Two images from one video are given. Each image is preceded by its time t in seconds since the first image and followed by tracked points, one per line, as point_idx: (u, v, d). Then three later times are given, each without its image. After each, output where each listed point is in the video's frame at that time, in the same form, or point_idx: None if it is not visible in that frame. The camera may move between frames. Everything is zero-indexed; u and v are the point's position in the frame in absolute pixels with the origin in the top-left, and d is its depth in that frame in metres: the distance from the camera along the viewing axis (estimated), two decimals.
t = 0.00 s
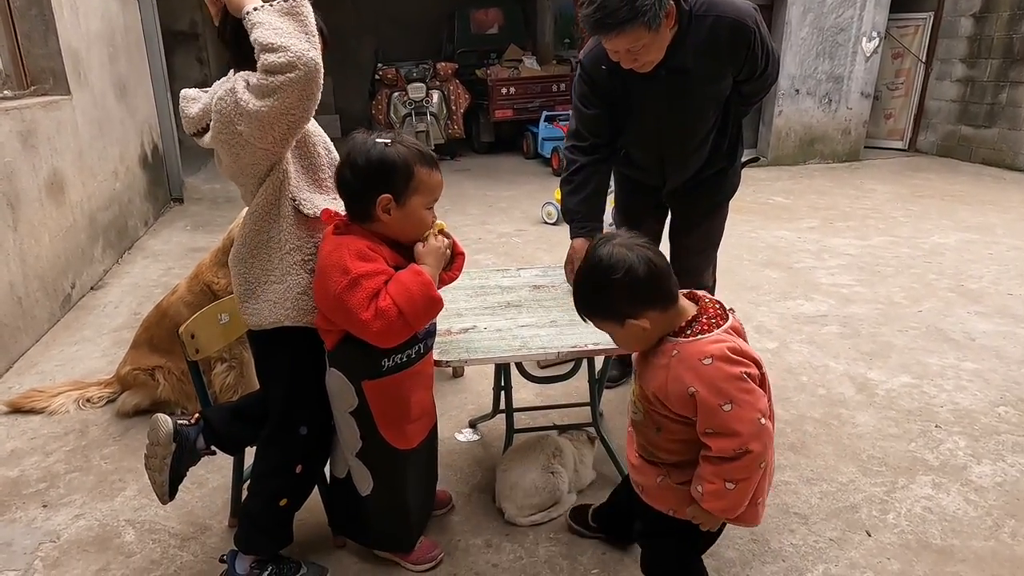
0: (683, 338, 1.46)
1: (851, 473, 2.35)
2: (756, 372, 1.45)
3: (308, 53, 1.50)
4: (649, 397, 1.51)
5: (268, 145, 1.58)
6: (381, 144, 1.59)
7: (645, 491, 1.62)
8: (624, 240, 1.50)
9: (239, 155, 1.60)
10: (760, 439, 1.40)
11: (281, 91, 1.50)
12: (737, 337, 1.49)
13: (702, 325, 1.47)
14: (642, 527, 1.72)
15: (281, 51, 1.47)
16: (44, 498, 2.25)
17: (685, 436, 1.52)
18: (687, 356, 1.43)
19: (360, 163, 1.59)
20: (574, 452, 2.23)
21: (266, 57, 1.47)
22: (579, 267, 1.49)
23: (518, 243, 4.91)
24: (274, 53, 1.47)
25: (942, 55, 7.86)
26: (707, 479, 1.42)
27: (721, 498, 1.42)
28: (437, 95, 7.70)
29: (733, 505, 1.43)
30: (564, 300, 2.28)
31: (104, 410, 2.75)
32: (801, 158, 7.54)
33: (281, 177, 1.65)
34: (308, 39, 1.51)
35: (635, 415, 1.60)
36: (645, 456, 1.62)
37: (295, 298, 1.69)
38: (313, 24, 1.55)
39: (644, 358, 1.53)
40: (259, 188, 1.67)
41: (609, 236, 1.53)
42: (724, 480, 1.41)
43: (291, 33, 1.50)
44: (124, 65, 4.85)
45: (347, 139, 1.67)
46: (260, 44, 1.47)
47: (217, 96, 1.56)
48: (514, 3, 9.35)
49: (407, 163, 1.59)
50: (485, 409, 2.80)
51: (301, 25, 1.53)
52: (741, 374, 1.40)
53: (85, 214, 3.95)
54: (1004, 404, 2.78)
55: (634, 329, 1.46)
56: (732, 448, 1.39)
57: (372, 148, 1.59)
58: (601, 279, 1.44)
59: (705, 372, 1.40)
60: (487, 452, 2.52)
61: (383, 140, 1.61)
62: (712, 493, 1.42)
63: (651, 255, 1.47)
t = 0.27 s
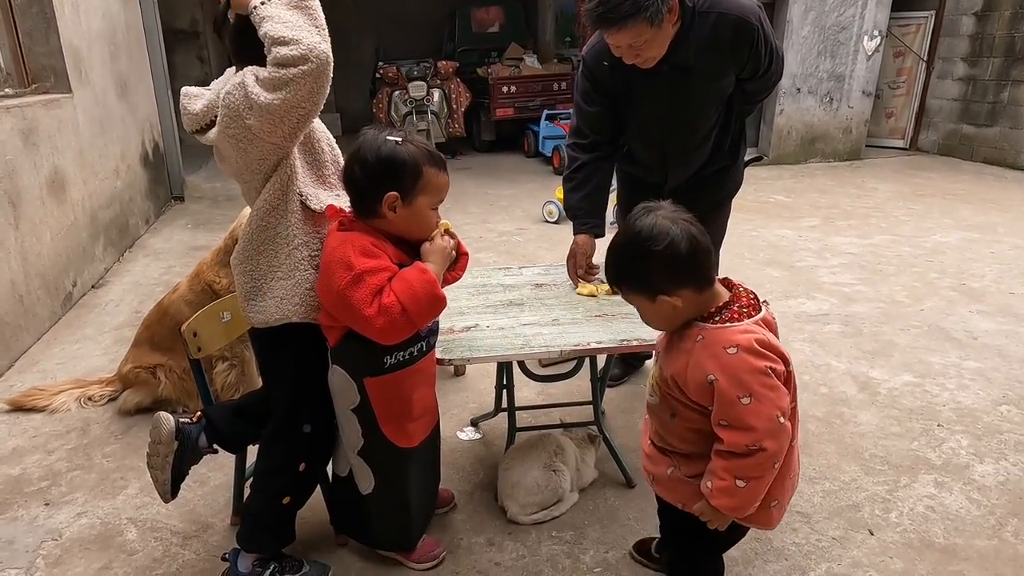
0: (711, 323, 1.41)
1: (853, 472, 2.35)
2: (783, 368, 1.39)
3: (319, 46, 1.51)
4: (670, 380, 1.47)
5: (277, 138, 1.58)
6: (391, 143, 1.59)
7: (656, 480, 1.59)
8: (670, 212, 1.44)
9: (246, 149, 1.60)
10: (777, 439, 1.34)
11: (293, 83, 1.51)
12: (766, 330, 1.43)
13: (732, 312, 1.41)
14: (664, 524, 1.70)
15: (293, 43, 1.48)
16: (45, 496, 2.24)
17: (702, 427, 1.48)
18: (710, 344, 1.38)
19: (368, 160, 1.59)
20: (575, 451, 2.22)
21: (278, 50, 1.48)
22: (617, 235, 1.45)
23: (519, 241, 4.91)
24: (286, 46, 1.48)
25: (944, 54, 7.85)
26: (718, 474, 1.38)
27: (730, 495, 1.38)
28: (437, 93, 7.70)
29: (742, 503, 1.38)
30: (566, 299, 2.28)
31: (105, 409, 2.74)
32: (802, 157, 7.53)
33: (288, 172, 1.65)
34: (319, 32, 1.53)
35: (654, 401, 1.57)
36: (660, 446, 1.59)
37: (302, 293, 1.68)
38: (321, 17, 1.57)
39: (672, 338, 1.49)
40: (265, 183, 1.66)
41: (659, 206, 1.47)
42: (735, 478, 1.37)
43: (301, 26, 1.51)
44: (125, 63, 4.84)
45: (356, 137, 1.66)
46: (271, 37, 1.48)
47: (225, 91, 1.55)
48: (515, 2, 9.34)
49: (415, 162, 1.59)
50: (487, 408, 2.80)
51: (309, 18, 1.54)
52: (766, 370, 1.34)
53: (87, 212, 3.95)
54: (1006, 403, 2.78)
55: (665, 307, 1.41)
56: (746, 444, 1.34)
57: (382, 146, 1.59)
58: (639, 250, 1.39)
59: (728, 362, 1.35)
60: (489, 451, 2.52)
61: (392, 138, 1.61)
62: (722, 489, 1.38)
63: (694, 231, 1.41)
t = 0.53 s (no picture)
0: (725, 312, 1.38)
1: (853, 471, 2.35)
2: (793, 362, 1.37)
3: (321, 40, 1.52)
4: (678, 367, 1.44)
5: (282, 133, 1.58)
6: (392, 142, 1.59)
7: (655, 470, 1.56)
8: (708, 196, 1.41)
9: (251, 147, 1.60)
10: (780, 430, 1.32)
11: (298, 79, 1.51)
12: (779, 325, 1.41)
13: (748, 303, 1.38)
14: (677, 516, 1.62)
15: (295, 39, 1.49)
16: (46, 496, 2.24)
17: (706, 416, 1.45)
18: (722, 332, 1.36)
19: (372, 159, 1.58)
20: (575, 451, 2.22)
21: (280, 47, 1.48)
22: (645, 213, 1.42)
23: (519, 241, 4.91)
24: (288, 43, 1.49)
25: (944, 53, 7.85)
26: (719, 464, 1.36)
27: (730, 485, 1.35)
28: (437, 93, 7.70)
29: (741, 494, 1.36)
30: (566, 298, 2.28)
31: (106, 408, 2.74)
32: (803, 157, 7.54)
33: (293, 169, 1.65)
34: (319, 26, 1.54)
35: (658, 388, 1.54)
36: (663, 439, 1.55)
37: (307, 291, 1.69)
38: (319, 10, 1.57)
39: (685, 323, 1.47)
40: (269, 180, 1.66)
41: (693, 188, 1.43)
42: (735, 468, 1.34)
43: (301, 21, 1.52)
44: (125, 63, 4.84)
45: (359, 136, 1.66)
46: (273, 35, 1.48)
47: (229, 90, 1.55)
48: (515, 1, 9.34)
49: (418, 162, 1.59)
50: (487, 407, 2.80)
51: (308, 12, 1.55)
52: (775, 361, 1.32)
53: (87, 212, 3.95)
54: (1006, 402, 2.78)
55: (686, 288, 1.38)
56: (749, 433, 1.32)
57: (386, 144, 1.58)
58: (671, 227, 1.35)
59: (740, 350, 1.32)
60: (489, 450, 2.52)
61: (396, 137, 1.61)
62: (722, 478, 1.35)
63: (724, 217, 1.38)
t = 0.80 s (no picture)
0: (736, 299, 1.39)
1: (851, 472, 2.35)
2: (803, 345, 1.38)
3: (311, 50, 1.52)
4: (690, 355, 1.44)
5: (275, 140, 1.59)
6: (387, 145, 1.60)
7: (669, 464, 1.55)
8: (745, 193, 1.40)
9: (245, 153, 1.61)
10: (797, 411, 1.33)
11: (289, 89, 1.52)
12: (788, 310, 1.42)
13: (757, 289, 1.39)
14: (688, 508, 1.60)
15: (284, 51, 1.49)
16: (44, 498, 2.24)
17: (720, 404, 1.45)
18: (735, 317, 1.37)
19: (366, 163, 1.59)
20: (573, 452, 2.23)
21: (271, 58, 1.49)
22: (676, 191, 1.43)
23: (518, 242, 4.91)
24: (278, 54, 1.49)
25: (941, 55, 7.86)
26: (738, 450, 1.36)
27: (751, 471, 1.35)
28: (436, 95, 7.70)
29: (763, 479, 1.36)
30: (564, 299, 2.28)
31: (104, 410, 2.74)
32: (801, 158, 7.55)
33: (288, 174, 1.65)
34: (309, 36, 1.53)
35: (669, 379, 1.54)
36: (673, 431, 1.54)
37: (303, 295, 1.69)
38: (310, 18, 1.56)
39: (695, 311, 1.48)
40: (264, 185, 1.67)
41: (733, 179, 1.43)
42: (756, 452, 1.34)
43: (290, 31, 1.51)
44: (124, 65, 4.85)
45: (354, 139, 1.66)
46: (263, 46, 1.49)
47: (221, 97, 1.56)
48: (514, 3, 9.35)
49: (413, 165, 1.59)
50: (486, 408, 2.80)
51: (299, 20, 1.53)
52: (787, 343, 1.33)
53: (85, 214, 3.95)
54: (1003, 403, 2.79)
55: (692, 268, 1.40)
56: (767, 415, 1.32)
57: (380, 148, 1.59)
58: (696, 209, 1.37)
59: (754, 333, 1.33)
60: (488, 452, 2.52)
61: (390, 141, 1.61)
62: (743, 465, 1.35)
63: (752, 214, 1.38)
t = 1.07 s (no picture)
0: (736, 294, 1.40)
1: (849, 474, 2.36)
2: (797, 341, 1.39)
3: (314, 81, 1.52)
4: (687, 346, 1.45)
5: (269, 151, 1.59)
6: (379, 153, 1.59)
7: (661, 453, 1.56)
8: (767, 191, 1.41)
9: (240, 163, 1.61)
10: (782, 405, 1.33)
11: (291, 116, 1.53)
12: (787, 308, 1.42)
13: (756, 287, 1.40)
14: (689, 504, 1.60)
15: (288, 79, 1.49)
16: (43, 500, 2.24)
17: (712, 396, 1.46)
18: (731, 309, 1.38)
19: (361, 168, 1.59)
20: (571, 454, 2.24)
21: (274, 84, 1.49)
22: (702, 179, 1.43)
23: (516, 244, 4.92)
24: (281, 81, 1.49)
25: (938, 57, 7.89)
26: (724, 440, 1.37)
27: (734, 461, 1.36)
28: (434, 97, 7.71)
29: (745, 470, 1.37)
30: (563, 301, 2.28)
31: (104, 412, 2.75)
32: (799, 160, 7.56)
33: (281, 181, 1.65)
34: (314, 66, 1.53)
35: (668, 370, 1.55)
36: (666, 419, 1.56)
37: (299, 300, 1.70)
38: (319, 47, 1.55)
39: (696, 303, 1.49)
40: (260, 192, 1.68)
41: (758, 177, 1.43)
42: (740, 443, 1.35)
43: (295, 58, 1.51)
44: (123, 67, 4.85)
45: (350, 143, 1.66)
46: (267, 69, 1.49)
47: (221, 106, 1.56)
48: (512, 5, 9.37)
49: (406, 170, 1.59)
50: (485, 410, 2.81)
51: (305, 47, 1.53)
52: (779, 338, 1.33)
53: (84, 216, 3.95)
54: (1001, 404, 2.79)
55: (706, 259, 1.40)
56: (752, 406, 1.33)
57: (374, 153, 1.59)
58: (719, 201, 1.37)
59: (748, 325, 1.34)
60: (486, 453, 2.53)
61: (385, 145, 1.61)
62: (727, 454, 1.36)
63: (773, 213, 1.39)
